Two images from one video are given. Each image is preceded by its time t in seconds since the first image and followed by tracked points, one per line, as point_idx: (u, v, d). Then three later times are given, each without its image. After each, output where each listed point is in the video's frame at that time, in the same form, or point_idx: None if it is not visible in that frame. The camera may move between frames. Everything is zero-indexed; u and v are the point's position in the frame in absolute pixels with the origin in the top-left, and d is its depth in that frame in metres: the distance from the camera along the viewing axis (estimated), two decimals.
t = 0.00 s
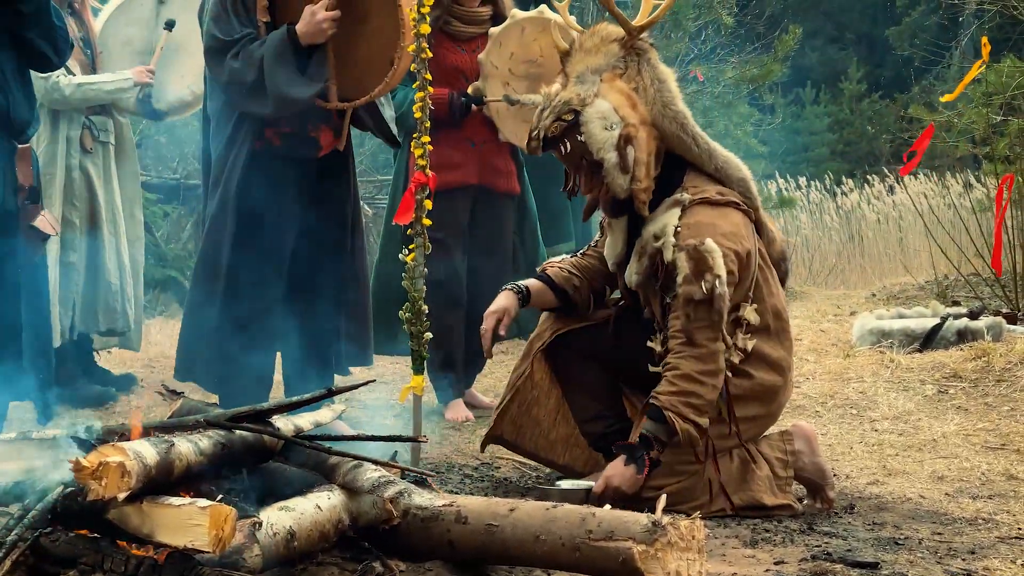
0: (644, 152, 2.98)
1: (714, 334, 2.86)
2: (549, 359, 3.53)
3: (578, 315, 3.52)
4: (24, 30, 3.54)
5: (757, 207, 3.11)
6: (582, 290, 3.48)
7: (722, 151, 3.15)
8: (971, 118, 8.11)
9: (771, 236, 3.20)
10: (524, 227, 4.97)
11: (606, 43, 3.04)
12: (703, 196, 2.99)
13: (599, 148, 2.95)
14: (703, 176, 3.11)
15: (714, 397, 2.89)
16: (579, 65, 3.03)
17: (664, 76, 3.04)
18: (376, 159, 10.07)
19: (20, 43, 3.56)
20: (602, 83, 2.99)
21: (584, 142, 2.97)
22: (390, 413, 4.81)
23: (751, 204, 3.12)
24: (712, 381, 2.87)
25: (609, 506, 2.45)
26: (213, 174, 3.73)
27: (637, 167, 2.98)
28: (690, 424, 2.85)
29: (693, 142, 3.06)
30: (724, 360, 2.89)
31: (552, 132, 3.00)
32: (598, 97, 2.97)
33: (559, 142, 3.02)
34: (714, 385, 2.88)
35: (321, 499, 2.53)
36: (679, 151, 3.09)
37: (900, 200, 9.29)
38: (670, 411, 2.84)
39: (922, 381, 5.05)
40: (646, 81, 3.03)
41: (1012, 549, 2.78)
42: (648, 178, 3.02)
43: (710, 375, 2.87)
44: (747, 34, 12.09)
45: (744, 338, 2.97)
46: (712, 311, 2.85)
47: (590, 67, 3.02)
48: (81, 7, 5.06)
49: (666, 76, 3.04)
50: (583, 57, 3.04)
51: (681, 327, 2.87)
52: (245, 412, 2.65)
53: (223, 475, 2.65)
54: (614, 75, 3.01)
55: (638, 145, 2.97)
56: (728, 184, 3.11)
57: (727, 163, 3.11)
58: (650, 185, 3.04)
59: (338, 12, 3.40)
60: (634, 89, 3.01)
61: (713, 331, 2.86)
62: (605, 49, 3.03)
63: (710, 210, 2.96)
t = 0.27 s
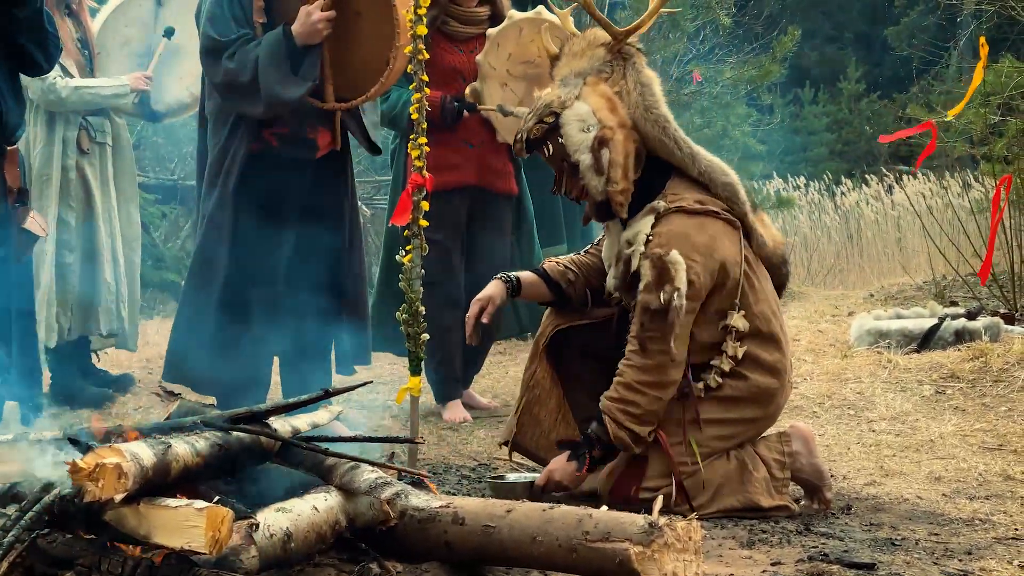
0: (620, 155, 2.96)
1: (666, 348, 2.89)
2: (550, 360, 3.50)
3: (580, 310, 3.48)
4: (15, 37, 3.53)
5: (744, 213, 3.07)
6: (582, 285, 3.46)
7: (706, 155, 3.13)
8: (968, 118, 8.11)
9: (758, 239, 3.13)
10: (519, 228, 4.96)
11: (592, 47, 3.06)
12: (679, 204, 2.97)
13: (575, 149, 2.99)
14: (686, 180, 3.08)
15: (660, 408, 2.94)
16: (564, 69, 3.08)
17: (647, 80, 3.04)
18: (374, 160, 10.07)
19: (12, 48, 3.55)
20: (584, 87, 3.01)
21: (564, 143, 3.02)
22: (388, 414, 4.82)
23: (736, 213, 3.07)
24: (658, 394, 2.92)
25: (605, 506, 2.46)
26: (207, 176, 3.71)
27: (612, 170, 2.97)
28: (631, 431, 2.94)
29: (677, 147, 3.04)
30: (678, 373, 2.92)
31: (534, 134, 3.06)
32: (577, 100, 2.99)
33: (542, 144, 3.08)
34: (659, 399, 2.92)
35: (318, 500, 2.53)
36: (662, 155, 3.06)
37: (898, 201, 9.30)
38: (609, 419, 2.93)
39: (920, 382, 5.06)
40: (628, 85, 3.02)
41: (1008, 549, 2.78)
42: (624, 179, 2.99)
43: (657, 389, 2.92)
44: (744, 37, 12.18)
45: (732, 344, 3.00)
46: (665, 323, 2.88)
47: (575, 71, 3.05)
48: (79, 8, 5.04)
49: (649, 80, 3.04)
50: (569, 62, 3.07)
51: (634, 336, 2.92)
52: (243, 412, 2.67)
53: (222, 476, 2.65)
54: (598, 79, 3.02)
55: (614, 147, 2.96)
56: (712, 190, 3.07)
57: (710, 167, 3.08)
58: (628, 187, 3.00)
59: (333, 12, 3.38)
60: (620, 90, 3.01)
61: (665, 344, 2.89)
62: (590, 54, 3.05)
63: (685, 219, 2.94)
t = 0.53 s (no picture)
0: (602, 154, 2.96)
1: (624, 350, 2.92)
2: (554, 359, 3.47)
3: (586, 303, 3.44)
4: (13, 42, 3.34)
5: (734, 215, 3.04)
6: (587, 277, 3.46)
7: (692, 156, 3.12)
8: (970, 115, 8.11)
9: (750, 240, 3.06)
10: (520, 227, 4.95)
11: (585, 48, 3.10)
12: (658, 209, 2.98)
13: (558, 148, 3.01)
14: (672, 181, 3.09)
15: (619, 405, 2.98)
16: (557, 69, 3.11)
17: (636, 80, 3.05)
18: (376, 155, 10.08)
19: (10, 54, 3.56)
20: (573, 86, 3.04)
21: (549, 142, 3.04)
22: (390, 409, 4.83)
23: (724, 216, 3.05)
24: (614, 393, 2.97)
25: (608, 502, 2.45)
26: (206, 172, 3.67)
27: (594, 169, 2.97)
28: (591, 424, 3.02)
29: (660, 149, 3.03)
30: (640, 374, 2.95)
31: (523, 133, 3.10)
32: (564, 99, 3.02)
33: (532, 143, 3.13)
34: (616, 399, 2.97)
35: (320, 495, 2.53)
36: (647, 154, 3.06)
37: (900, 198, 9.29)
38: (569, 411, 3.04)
39: (922, 379, 5.06)
40: (618, 86, 3.04)
41: (1010, 547, 2.78)
42: (606, 179, 2.99)
43: (615, 388, 2.97)
44: (747, 35, 12.14)
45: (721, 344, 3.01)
46: (626, 326, 2.89)
47: (565, 71, 3.08)
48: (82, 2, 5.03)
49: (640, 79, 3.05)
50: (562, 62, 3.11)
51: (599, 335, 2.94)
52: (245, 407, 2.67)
53: (222, 469, 2.64)
54: (588, 79, 3.05)
55: (597, 147, 2.96)
56: (697, 192, 3.06)
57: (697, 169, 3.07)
58: (610, 185, 3.00)
59: (337, 5, 3.39)
60: (609, 90, 3.04)
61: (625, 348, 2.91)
62: (583, 54, 3.09)
63: (663, 224, 2.95)
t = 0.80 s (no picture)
0: (589, 155, 2.97)
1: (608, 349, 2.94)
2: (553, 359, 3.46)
3: (580, 302, 3.44)
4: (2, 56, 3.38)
5: (722, 215, 3.04)
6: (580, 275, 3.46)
7: (677, 156, 3.12)
8: (967, 115, 8.12)
9: (739, 239, 3.06)
10: (518, 225, 4.94)
11: (573, 51, 3.14)
12: (644, 210, 2.98)
13: (546, 150, 3.02)
14: (659, 181, 3.09)
15: (604, 401, 3.02)
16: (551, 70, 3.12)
17: (622, 83, 3.05)
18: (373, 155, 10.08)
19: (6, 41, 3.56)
20: (560, 89, 3.05)
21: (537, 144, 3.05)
22: (388, 409, 4.83)
23: (713, 216, 3.05)
24: (599, 391, 3.00)
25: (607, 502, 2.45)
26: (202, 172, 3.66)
27: (580, 170, 2.98)
28: (577, 420, 3.05)
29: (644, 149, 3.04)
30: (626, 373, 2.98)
31: (512, 138, 3.12)
32: (551, 102, 3.03)
33: (522, 147, 3.14)
34: (601, 396, 3.00)
35: (318, 495, 2.53)
36: (634, 155, 3.07)
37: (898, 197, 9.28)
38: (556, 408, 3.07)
39: (920, 378, 5.06)
40: (605, 88, 3.05)
41: (1008, 546, 2.78)
42: (593, 181, 3.00)
43: (600, 386, 3.00)
44: (744, 34, 12.15)
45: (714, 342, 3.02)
46: (612, 325, 2.91)
47: (554, 74, 3.10)
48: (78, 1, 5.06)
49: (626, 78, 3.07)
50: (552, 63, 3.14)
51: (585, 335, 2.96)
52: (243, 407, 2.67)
53: (224, 469, 2.64)
54: (575, 82, 3.06)
55: (582, 149, 2.97)
56: (683, 192, 3.06)
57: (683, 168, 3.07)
58: (598, 187, 3.02)
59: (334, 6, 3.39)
60: (597, 92, 3.05)
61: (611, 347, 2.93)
62: (572, 57, 3.11)
63: (649, 224, 2.95)
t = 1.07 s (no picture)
0: (584, 155, 2.97)
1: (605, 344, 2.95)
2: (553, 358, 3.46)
3: (578, 302, 3.45)
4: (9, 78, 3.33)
5: (718, 211, 3.05)
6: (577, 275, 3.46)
7: (673, 154, 3.13)
8: (964, 115, 8.14)
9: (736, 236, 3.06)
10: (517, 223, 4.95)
11: (567, 53, 3.16)
12: (641, 207, 2.99)
13: (541, 150, 3.03)
14: (656, 179, 3.10)
15: (603, 399, 3.03)
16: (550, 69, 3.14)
17: (616, 82, 3.08)
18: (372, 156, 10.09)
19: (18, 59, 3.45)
20: (554, 89, 3.07)
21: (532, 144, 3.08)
22: (386, 408, 4.83)
23: (709, 213, 3.05)
24: (599, 389, 3.01)
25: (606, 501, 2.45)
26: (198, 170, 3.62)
27: (576, 170, 2.98)
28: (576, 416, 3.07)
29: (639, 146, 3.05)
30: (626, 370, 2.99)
31: (508, 139, 3.16)
32: (546, 104, 3.05)
33: (518, 148, 3.20)
34: (599, 394, 3.02)
35: (317, 495, 2.53)
36: (629, 154, 3.08)
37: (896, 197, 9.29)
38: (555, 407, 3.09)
39: (918, 378, 5.07)
40: (599, 88, 3.07)
41: (1007, 546, 2.79)
42: (589, 179, 3.00)
43: (599, 384, 3.01)
44: (741, 34, 12.18)
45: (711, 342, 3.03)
46: (611, 321, 2.93)
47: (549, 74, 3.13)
48: None
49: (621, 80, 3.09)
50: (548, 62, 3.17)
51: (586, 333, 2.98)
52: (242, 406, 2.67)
53: (219, 469, 2.64)
54: (569, 84, 3.08)
55: (578, 148, 2.96)
56: (679, 190, 3.07)
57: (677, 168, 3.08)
58: (593, 185, 3.01)
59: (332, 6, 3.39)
60: (591, 92, 3.07)
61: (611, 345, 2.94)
62: (563, 59, 3.14)
63: (646, 221, 2.96)
